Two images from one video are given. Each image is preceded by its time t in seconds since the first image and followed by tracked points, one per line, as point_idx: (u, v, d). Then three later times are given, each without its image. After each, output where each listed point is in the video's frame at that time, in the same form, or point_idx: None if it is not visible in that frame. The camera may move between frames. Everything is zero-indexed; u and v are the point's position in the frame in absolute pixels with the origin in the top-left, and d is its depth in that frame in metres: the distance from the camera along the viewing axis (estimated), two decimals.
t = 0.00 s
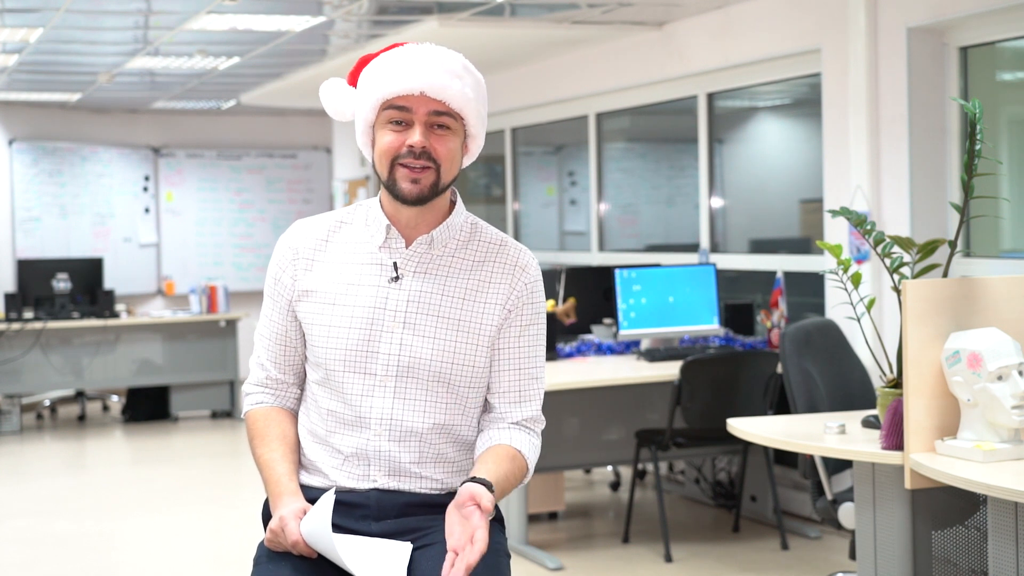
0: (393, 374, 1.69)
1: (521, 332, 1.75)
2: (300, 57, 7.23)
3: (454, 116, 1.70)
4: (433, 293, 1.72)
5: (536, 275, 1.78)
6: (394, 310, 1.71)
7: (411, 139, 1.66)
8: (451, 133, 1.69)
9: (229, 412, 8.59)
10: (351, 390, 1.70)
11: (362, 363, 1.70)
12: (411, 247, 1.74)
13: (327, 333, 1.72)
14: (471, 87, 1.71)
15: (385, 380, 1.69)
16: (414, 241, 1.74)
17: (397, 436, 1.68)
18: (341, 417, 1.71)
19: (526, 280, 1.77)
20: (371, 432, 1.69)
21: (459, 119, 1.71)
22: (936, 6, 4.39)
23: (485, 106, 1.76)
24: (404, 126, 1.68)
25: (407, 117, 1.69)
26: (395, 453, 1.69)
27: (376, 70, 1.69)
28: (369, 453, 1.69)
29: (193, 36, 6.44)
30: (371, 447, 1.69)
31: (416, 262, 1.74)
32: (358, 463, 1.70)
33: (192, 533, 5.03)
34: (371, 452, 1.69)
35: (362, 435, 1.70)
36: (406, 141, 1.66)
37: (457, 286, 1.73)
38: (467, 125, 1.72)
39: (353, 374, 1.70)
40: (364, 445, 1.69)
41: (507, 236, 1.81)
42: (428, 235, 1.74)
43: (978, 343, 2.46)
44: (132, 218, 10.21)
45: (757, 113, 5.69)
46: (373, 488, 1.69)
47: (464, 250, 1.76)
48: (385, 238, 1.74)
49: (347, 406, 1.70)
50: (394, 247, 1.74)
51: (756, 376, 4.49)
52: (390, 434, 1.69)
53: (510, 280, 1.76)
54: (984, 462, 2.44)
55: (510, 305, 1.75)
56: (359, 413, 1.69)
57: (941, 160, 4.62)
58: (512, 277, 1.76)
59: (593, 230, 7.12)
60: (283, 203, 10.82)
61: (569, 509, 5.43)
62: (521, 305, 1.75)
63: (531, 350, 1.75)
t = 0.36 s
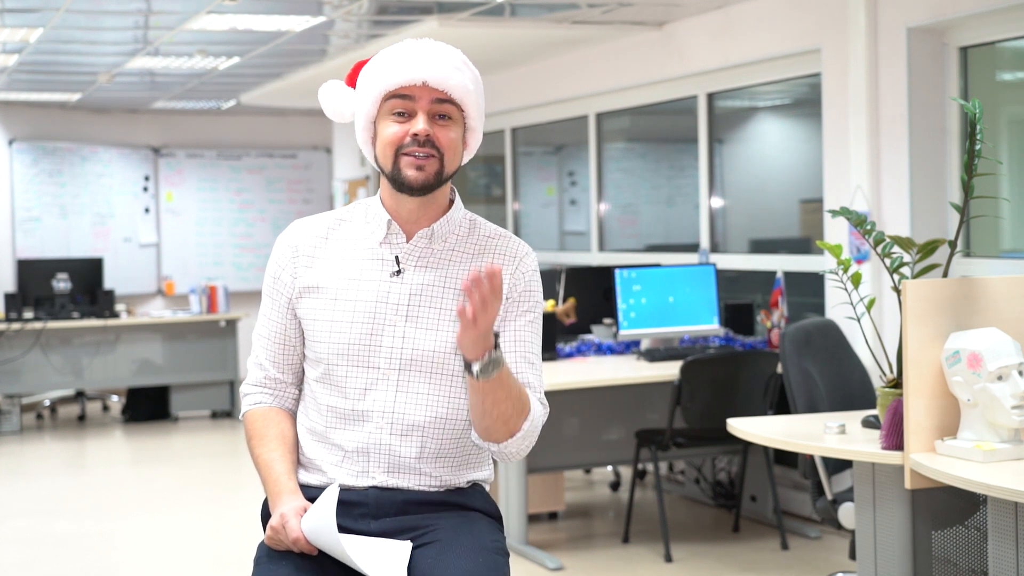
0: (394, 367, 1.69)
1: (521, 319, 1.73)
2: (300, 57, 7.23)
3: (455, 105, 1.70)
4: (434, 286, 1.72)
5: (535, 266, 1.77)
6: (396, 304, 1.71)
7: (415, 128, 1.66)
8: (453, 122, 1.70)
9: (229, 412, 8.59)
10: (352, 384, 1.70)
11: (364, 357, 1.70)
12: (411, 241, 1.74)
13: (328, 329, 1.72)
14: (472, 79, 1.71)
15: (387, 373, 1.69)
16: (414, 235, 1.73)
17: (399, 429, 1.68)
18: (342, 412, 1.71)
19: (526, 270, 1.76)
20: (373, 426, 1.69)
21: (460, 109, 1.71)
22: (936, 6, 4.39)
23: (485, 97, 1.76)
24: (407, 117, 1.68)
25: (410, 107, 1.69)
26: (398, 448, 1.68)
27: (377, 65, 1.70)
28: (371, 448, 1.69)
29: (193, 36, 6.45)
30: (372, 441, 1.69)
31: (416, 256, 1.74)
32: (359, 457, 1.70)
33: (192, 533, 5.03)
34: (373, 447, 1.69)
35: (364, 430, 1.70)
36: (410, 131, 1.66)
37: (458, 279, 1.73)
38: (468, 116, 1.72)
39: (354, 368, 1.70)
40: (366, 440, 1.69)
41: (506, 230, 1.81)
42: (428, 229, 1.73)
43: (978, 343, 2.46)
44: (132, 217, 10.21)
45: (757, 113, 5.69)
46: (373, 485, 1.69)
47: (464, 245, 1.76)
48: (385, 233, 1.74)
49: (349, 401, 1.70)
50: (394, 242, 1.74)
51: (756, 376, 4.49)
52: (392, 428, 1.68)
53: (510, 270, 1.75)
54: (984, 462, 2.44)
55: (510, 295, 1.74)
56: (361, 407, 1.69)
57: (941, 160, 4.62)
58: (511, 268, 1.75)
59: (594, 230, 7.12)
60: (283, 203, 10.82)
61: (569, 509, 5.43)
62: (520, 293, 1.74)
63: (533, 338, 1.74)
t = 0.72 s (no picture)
0: (395, 364, 1.69)
1: (518, 317, 1.73)
2: (300, 57, 7.23)
3: (450, 105, 1.70)
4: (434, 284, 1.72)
5: (532, 263, 1.77)
6: (396, 301, 1.71)
7: (409, 128, 1.65)
8: (448, 122, 1.69)
9: (229, 412, 8.59)
10: (352, 381, 1.69)
11: (364, 354, 1.70)
12: (410, 239, 1.74)
13: (329, 326, 1.72)
14: (467, 79, 1.70)
15: (388, 370, 1.69)
16: (413, 233, 1.74)
17: (399, 425, 1.68)
18: (341, 408, 1.70)
19: (522, 267, 1.76)
20: (373, 423, 1.68)
21: (455, 109, 1.71)
22: (936, 6, 4.39)
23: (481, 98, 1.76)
24: (402, 116, 1.68)
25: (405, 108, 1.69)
26: (397, 445, 1.68)
27: (373, 66, 1.70)
28: (371, 445, 1.68)
29: (193, 36, 6.44)
30: (372, 438, 1.68)
31: (416, 253, 1.74)
32: (359, 455, 1.69)
33: (192, 533, 5.03)
34: (373, 443, 1.68)
35: (364, 426, 1.69)
36: (404, 130, 1.65)
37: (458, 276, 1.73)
38: (463, 115, 1.72)
39: (354, 365, 1.70)
40: (366, 437, 1.69)
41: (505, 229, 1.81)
42: (427, 227, 1.73)
43: (978, 343, 2.46)
44: (132, 217, 10.21)
45: (757, 113, 5.69)
46: (372, 484, 1.69)
47: (463, 242, 1.76)
48: (385, 232, 1.75)
49: (349, 398, 1.70)
50: (394, 240, 1.74)
51: (756, 376, 4.49)
52: (392, 424, 1.68)
53: (508, 268, 1.75)
54: (984, 462, 2.44)
55: (508, 292, 1.74)
56: (361, 404, 1.69)
57: (941, 160, 4.61)
58: (509, 265, 1.75)
59: (593, 230, 7.12)
60: (283, 203, 10.81)
61: (569, 509, 5.43)
62: (517, 289, 1.74)
63: (530, 335, 1.74)
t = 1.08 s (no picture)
0: (395, 364, 1.69)
1: (517, 320, 1.75)
2: (300, 57, 7.23)
3: (454, 112, 1.71)
4: (433, 286, 1.73)
5: (529, 265, 1.79)
6: (395, 302, 1.71)
7: (415, 135, 1.66)
8: (452, 129, 1.70)
9: (229, 412, 8.58)
10: (352, 381, 1.69)
11: (364, 355, 1.69)
12: (409, 240, 1.75)
13: (328, 327, 1.72)
14: (472, 87, 1.71)
15: (387, 370, 1.69)
16: (413, 234, 1.75)
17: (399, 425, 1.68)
18: (340, 408, 1.69)
19: (519, 269, 1.78)
20: (374, 422, 1.68)
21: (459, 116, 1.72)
22: (936, 6, 4.39)
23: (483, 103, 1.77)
24: (407, 123, 1.68)
25: (410, 114, 1.69)
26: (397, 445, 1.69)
27: (378, 70, 1.69)
28: (372, 444, 1.68)
29: (193, 36, 6.44)
30: (373, 438, 1.68)
31: (415, 255, 1.74)
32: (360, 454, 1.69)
33: (192, 533, 5.03)
34: (374, 442, 1.68)
35: (363, 426, 1.69)
36: (409, 137, 1.66)
37: (457, 278, 1.74)
38: (466, 122, 1.73)
39: (355, 365, 1.70)
40: (366, 436, 1.69)
41: (502, 232, 1.82)
42: (427, 229, 1.74)
43: (978, 343, 2.46)
44: (132, 217, 10.21)
45: (757, 113, 5.69)
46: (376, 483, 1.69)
47: (462, 245, 1.77)
48: (385, 233, 1.75)
49: (349, 398, 1.69)
50: (393, 241, 1.75)
51: (756, 376, 4.49)
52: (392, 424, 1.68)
53: (506, 271, 1.77)
54: (983, 462, 2.44)
55: (505, 294, 1.75)
56: (361, 403, 1.69)
57: (941, 160, 4.61)
58: (506, 267, 1.77)
59: (593, 230, 7.12)
60: (283, 203, 10.81)
61: (569, 509, 5.43)
62: (513, 291, 1.76)
63: (527, 338, 1.76)
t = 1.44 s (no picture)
0: (394, 365, 1.69)
1: (510, 314, 1.76)
2: (300, 57, 7.23)
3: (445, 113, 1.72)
4: (429, 284, 1.73)
5: (521, 259, 1.80)
6: (392, 302, 1.71)
7: (409, 137, 1.66)
8: (443, 130, 1.71)
9: (229, 412, 8.58)
10: (352, 384, 1.69)
11: (362, 357, 1.69)
12: (402, 240, 1.75)
13: (325, 330, 1.71)
14: (462, 87, 1.73)
15: (387, 371, 1.69)
16: (406, 234, 1.75)
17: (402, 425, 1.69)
18: (340, 411, 1.69)
19: (512, 263, 1.79)
20: (375, 423, 1.68)
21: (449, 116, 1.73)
22: (936, 6, 4.39)
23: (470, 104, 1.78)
24: (400, 125, 1.69)
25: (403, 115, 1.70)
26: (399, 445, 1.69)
27: (370, 71, 1.69)
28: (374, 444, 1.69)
29: (193, 36, 6.44)
30: (375, 438, 1.68)
31: (409, 254, 1.74)
32: (362, 456, 1.69)
33: (192, 533, 5.03)
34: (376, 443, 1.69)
35: (365, 428, 1.69)
36: (403, 139, 1.67)
37: (452, 275, 1.75)
38: (455, 122, 1.75)
39: (353, 367, 1.70)
40: (367, 438, 1.69)
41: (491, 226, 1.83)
42: (418, 228, 1.75)
43: (978, 343, 2.46)
44: (132, 217, 10.21)
45: (757, 113, 5.69)
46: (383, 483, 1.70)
47: (453, 242, 1.77)
48: (378, 235, 1.74)
49: (350, 401, 1.69)
50: (386, 242, 1.75)
51: (756, 375, 4.49)
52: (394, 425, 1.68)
53: (498, 265, 1.78)
54: (984, 462, 2.44)
55: (499, 289, 1.77)
56: (361, 405, 1.69)
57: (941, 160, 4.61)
58: (499, 263, 1.78)
59: (593, 230, 7.12)
60: (283, 203, 10.81)
61: (569, 509, 5.43)
62: (507, 284, 1.77)
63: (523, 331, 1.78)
